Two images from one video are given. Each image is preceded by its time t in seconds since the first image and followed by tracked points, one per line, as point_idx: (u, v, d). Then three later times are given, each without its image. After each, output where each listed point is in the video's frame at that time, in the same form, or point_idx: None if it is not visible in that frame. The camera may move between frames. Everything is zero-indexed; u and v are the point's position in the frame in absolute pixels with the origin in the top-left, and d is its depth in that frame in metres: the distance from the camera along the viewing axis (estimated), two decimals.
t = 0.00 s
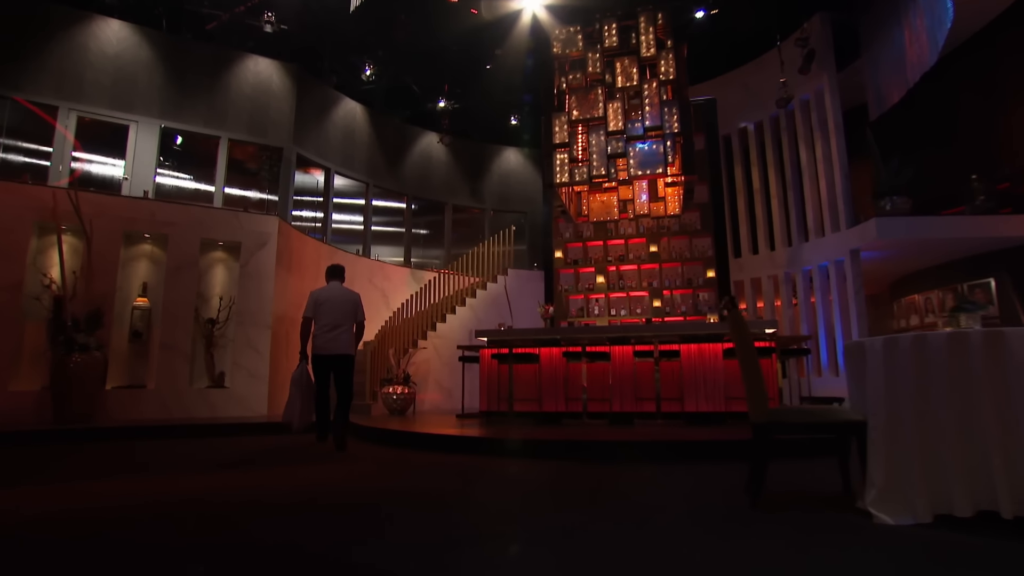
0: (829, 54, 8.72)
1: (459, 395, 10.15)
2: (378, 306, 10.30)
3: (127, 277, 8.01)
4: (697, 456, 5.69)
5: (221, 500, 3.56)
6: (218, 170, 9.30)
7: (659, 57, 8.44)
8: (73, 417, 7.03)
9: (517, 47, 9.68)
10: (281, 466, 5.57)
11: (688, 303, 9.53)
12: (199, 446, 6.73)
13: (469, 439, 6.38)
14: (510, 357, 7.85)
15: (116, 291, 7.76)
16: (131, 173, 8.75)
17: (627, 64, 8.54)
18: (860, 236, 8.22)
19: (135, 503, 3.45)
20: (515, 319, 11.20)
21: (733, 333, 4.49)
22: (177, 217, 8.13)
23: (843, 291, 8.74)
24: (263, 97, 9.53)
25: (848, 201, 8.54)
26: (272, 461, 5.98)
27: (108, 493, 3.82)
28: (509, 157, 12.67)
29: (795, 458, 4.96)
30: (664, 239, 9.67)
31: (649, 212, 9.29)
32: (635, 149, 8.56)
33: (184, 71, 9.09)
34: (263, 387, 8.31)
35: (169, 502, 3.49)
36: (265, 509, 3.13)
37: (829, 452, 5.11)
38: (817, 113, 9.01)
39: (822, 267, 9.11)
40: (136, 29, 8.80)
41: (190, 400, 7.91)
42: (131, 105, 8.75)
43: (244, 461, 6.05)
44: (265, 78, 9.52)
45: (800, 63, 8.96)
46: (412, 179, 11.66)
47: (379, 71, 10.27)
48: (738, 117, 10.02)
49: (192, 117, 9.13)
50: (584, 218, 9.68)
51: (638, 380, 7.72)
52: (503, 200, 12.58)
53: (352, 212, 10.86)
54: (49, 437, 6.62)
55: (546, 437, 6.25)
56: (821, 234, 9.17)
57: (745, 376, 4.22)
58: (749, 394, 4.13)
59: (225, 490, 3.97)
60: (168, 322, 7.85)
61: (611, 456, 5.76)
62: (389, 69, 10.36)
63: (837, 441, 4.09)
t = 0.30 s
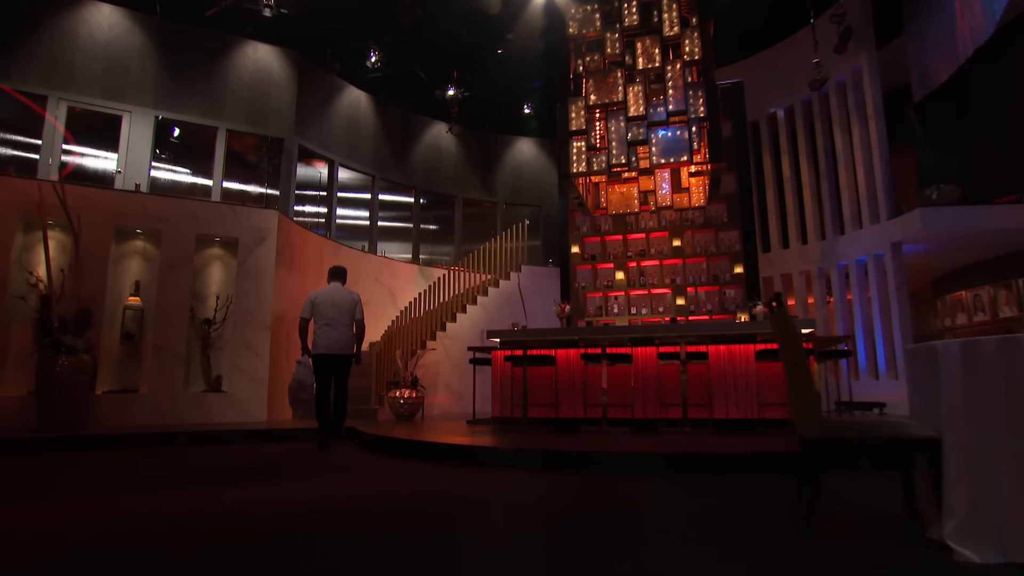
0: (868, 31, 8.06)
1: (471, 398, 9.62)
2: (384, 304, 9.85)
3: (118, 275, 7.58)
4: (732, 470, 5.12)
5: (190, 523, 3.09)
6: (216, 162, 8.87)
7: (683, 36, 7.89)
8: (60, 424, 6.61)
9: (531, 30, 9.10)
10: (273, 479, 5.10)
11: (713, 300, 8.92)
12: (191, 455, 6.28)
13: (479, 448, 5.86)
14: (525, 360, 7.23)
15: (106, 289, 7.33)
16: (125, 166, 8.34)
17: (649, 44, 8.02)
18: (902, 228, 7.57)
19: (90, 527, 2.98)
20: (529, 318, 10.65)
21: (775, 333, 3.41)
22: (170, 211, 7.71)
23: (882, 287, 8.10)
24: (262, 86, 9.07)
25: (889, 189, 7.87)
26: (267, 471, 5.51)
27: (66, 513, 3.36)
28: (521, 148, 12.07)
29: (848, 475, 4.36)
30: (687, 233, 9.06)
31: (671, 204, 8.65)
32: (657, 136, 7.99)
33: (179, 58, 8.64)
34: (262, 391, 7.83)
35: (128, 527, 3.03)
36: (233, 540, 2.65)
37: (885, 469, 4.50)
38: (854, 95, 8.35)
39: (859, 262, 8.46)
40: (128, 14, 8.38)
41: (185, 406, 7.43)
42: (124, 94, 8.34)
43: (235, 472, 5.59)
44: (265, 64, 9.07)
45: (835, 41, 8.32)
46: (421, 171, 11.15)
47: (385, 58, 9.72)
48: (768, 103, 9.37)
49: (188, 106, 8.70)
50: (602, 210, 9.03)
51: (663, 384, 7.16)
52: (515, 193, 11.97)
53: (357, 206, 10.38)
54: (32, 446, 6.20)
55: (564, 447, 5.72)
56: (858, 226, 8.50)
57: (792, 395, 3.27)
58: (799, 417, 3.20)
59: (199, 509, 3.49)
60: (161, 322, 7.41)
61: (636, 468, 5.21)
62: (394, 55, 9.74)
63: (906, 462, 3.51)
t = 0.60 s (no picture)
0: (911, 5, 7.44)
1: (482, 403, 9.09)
2: (390, 304, 9.40)
3: (109, 273, 7.16)
4: (774, 484, 4.58)
5: (153, 551, 2.62)
6: (213, 154, 8.43)
7: (709, 13, 7.33)
8: (46, 431, 6.18)
9: (544, 11, 8.55)
10: (265, 493, 4.63)
11: (740, 298, 8.34)
12: (182, 465, 5.83)
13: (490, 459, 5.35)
14: (540, 362, 6.75)
15: (95, 288, 6.92)
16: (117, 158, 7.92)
17: (672, 23, 7.46)
18: (950, 220, 6.96)
19: (29, 556, 2.51)
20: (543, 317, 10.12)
21: (827, 334, 2.84)
22: (163, 205, 7.28)
23: (924, 285, 7.49)
24: (262, 73, 8.63)
25: (934, 175, 7.26)
26: (261, 485, 5.05)
27: (15, 534, 2.92)
28: (535, 138, 11.51)
29: (915, 496, 3.79)
30: (713, 227, 8.48)
31: (695, 195, 8.14)
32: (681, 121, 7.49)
33: (174, 44, 8.22)
34: (261, 396, 7.36)
35: (80, 554, 2.57)
36: None
37: (957, 489, 3.93)
38: (893, 75, 7.74)
39: (900, 257, 7.84)
40: None
41: (180, 412, 6.98)
42: (116, 83, 7.93)
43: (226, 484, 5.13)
44: (264, 50, 8.63)
45: (873, 16, 7.71)
46: (429, 163, 10.66)
47: (390, 44, 9.24)
48: (800, 86, 8.77)
49: (183, 95, 8.28)
50: (620, 203, 8.61)
51: (690, 390, 6.61)
52: (528, 185, 11.40)
53: (362, 201, 9.92)
54: (14, 455, 5.78)
55: (584, 459, 5.20)
56: (898, 217, 7.87)
57: (849, 406, 2.74)
58: (858, 431, 2.66)
59: (169, 532, 3.03)
60: (153, 322, 6.98)
61: (666, 484, 4.66)
62: (400, 40, 9.27)
63: (996, 487, 2.96)
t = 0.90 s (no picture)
0: None
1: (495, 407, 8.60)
2: (398, 302, 8.95)
3: (100, 271, 6.77)
4: (827, 503, 4.05)
5: None
6: (212, 146, 8.02)
7: None
8: (31, 440, 5.78)
9: None
10: (256, 512, 4.18)
11: (771, 295, 7.78)
12: (173, 477, 5.41)
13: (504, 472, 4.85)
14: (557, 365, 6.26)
15: (85, 287, 6.52)
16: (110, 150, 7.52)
17: None
18: (1005, 210, 6.36)
19: None
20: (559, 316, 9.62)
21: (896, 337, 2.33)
22: (157, 198, 6.87)
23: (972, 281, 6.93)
24: (262, 60, 8.20)
25: (987, 160, 6.66)
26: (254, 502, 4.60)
27: None
28: (550, 127, 10.92)
29: (1005, 524, 3.22)
30: (741, 220, 7.91)
31: (723, 184, 7.61)
32: (710, 105, 7.01)
33: (168, 29, 7.80)
34: (262, 402, 6.91)
35: None
36: None
37: None
38: (941, 51, 7.13)
39: (947, 250, 7.24)
40: None
41: (175, 418, 6.54)
42: (108, 70, 7.53)
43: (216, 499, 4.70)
44: (264, 35, 8.19)
45: None
46: (439, 155, 10.17)
47: (397, 29, 8.75)
48: (837, 67, 8.17)
49: (179, 83, 7.86)
50: (642, 194, 8.08)
51: (721, 395, 6.06)
52: (543, 177, 10.85)
53: (368, 194, 9.47)
54: None
55: (609, 472, 4.69)
56: (944, 206, 7.27)
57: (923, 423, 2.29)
58: (932, 450, 2.25)
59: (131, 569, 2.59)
60: (146, 323, 6.57)
61: (703, 506, 4.12)
62: (405, 23, 8.70)
63: None
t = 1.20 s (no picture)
0: None
1: (512, 410, 8.12)
2: (410, 299, 8.51)
3: (95, 269, 6.40)
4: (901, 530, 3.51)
5: None
6: (213, 135, 7.63)
7: None
8: (20, 450, 5.41)
9: None
10: (250, 535, 3.75)
11: (809, 291, 7.22)
12: (169, 490, 5.02)
13: (527, 489, 4.38)
14: (582, 369, 5.78)
15: (78, 286, 6.15)
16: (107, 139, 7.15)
17: None
18: None
19: None
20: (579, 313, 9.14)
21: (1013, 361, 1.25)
22: (153, 191, 6.48)
23: None
24: (265, 44, 7.80)
25: None
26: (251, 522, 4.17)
27: None
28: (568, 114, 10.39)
29: None
30: (776, 210, 7.35)
31: (756, 172, 7.07)
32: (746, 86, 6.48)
33: (166, 12, 7.40)
34: (266, 407, 6.47)
35: None
36: None
37: None
38: (999, 23, 6.53)
39: (1007, 240, 6.61)
40: None
41: (174, 424, 6.15)
42: (104, 57, 7.15)
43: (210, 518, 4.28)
44: (267, 18, 7.78)
45: None
46: (452, 143, 9.67)
47: (408, 10, 8.28)
48: (881, 44, 7.59)
49: (178, 69, 7.47)
50: (669, 183, 7.56)
51: (760, 402, 5.56)
52: (561, 166, 10.29)
53: (378, 185, 9.04)
54: None
55: (643, 490, 4.20)
56: (1002, 193, 6.67)
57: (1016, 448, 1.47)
58: None
59: None
60: (143, 323, 6.19)
61: (754, 532, 3.62)
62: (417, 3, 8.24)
63: None
